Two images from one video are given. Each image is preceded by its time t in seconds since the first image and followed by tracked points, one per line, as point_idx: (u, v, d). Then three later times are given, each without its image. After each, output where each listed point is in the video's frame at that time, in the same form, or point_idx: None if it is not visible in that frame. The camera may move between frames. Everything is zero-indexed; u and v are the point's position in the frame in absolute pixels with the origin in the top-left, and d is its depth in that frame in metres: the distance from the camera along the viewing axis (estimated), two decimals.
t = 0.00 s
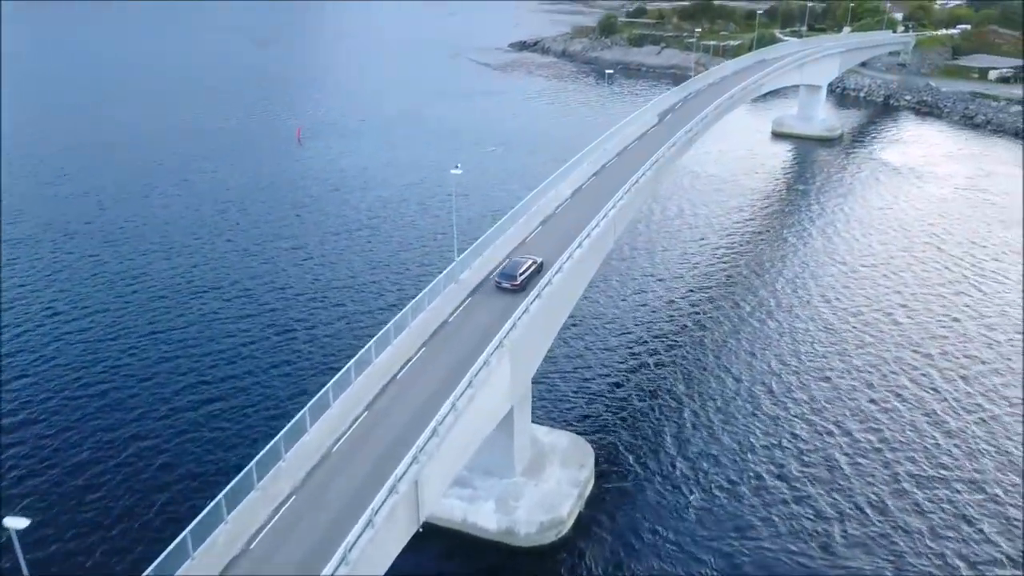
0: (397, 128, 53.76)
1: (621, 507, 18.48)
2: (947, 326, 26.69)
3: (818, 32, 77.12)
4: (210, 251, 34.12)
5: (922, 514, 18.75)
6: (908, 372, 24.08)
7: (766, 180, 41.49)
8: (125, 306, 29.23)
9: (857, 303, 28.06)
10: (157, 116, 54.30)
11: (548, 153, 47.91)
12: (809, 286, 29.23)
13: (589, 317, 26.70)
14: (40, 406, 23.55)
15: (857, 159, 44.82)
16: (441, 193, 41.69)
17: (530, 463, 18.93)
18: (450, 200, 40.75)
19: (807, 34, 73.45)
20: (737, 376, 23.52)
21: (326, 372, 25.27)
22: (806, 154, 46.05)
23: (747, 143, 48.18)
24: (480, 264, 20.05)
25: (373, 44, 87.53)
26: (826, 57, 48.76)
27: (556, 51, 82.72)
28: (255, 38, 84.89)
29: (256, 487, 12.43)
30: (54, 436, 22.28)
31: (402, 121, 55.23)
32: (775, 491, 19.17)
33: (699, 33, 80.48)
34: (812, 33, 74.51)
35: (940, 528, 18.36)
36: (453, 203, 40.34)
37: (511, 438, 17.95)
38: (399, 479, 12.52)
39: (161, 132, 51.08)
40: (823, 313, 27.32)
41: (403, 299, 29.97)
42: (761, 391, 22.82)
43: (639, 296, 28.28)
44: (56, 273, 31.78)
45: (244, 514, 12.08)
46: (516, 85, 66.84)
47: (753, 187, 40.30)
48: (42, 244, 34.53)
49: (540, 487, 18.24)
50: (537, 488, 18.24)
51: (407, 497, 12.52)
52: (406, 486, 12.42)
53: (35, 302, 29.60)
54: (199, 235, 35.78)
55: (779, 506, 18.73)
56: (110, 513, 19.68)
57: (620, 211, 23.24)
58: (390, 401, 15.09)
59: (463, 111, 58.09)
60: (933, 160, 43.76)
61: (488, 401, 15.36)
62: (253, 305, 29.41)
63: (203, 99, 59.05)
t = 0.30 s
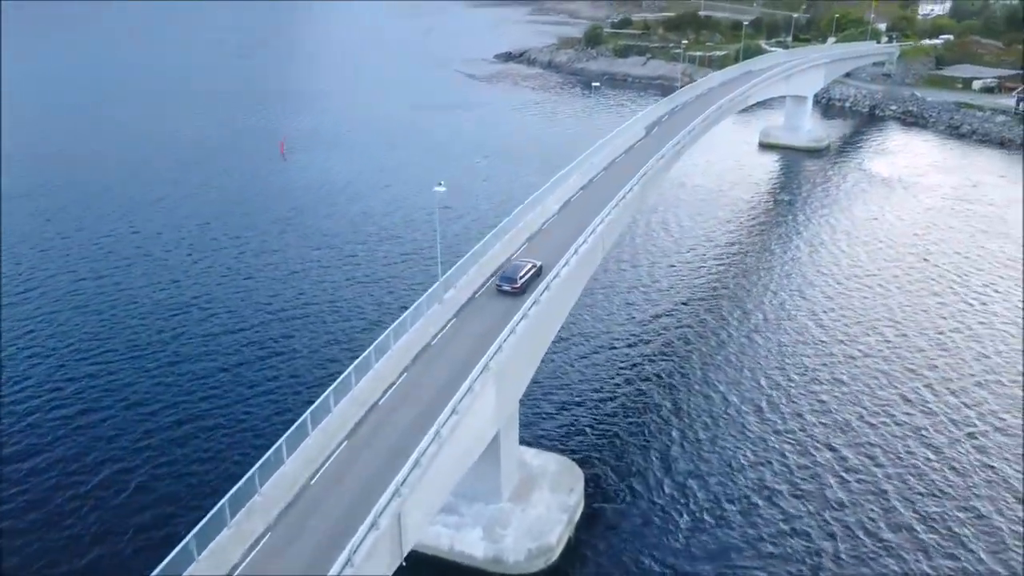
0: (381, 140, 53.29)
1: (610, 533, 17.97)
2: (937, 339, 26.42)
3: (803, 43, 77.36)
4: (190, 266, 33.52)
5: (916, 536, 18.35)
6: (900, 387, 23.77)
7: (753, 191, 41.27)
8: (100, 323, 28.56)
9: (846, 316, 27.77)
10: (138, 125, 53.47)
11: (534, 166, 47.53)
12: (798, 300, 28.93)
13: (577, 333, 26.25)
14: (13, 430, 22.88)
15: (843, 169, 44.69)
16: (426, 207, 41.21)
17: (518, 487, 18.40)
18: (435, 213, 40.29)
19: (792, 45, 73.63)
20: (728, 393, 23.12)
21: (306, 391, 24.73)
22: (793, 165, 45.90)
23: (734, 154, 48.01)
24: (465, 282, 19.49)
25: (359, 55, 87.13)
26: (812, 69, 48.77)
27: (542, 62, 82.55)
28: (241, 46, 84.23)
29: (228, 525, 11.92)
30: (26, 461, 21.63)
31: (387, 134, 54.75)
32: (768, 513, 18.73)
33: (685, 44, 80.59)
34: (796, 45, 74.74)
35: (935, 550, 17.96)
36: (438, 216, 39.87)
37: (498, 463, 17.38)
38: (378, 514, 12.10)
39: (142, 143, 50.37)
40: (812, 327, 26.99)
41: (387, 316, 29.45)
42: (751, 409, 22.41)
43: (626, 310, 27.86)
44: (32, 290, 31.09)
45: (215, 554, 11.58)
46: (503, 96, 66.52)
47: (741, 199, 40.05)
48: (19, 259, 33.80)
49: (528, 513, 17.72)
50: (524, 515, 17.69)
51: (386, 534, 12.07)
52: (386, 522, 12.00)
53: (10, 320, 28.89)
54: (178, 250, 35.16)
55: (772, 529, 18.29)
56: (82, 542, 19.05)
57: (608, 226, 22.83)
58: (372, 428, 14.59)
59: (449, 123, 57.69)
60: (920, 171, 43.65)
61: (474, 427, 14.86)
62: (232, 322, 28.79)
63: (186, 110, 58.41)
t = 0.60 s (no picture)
0: (366, 150, 52.77)
1: (597, 557, 17.47)
2: (928, 351, 26.15)
3: (789, 52, 77.48)
4: (168, 280, 32.87)
5: (910, 556, 17.93)
6: (891, 401, 23.44)
7: (740, 201, 40.99)
8: (75, 340, 27.90)
9: (836, 329, 27.48)
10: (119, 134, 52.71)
11: (520, 176, 47.13)
12: (787, 312, 28.63)
13: (563, 349, 25.79)
14: None
15: (830, 179, 44.50)
16: (411, 218, 40.71)
17: (506, 511, 17.86)
18: (420, 225, 39.81)
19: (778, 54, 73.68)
20: (718, 409, 22.71)
21: (286, 410, 24.14)
22: (780, 175, 45.67)
23: (721, 163, 47.78)
24: (450, 299, 18.94)
25: (345, 65, 86.55)
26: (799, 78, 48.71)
27: (528, 72, 82.20)
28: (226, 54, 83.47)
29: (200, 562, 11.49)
30: None
31: (372, 144, 54.24)
32: (759, 534, 18.29)
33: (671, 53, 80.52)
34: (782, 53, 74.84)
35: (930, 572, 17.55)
36: (423, 228, 39.38)
37: (485, 487, 16.83)
38: (360, 550, 11.80)
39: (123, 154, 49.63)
40: (801, 339, 26.68)
41: (370, 331, 28.91)
42: (742, 425, 22.00)
43: (613, 324, 27.46)
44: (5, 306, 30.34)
45: None
46: (489, 106, 66.14)
47: (728, 209, 39.74)
48: None
49: (516, 538, 17.17)
50: (513, 539, 17.14)
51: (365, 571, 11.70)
52: (366, 559, 11.67)
53: None
54: (157, 264, 34.51)
55: (763, 551, 17.85)
56: (51, 570, 18.40)
57: (595, 241, 22.38)
58: (354, 456, 14.12)
59: (435, 133, 57.24)
60: (908, 181, 43.49)
61: (461, 453, 14.37)
62: (212, 338, 28.19)
63: (169, 120, 57.66)
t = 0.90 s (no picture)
0: (351, 160, 52.23)
1: None
2: (919, 364, 25.87)
3: (776, 60, 77.54)
4: (147, 294, 32.24)
5: None
6: (883, 415, 23.10)
7: (728, 211, 40.77)
8: (52, 356, 27.37)
9: (826, 340, 27.18)
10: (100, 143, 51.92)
11: (507, 185, 46.72)
12: (776, 323, 28.30)
13: (550, 364, 25.32)
14: None
15: (818, 187, 44.34)
16: (396, 229, 40.19)
17: (494, 536, 17.35)
18: (405, 235, 39.30)
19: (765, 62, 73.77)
20: (708, 425, 22.26)
21: (266, 430, 23.60)
22: (768, 184, 45.50)
23: (709, 172, 47.55)
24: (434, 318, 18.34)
25: (332, 74, 86.11)
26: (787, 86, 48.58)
27: (515, 80, 81.94)
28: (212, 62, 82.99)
29: None
30: None
31: (358, 154, 53.71)
32: (750, 555, 17.86)
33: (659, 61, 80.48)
34: (769, 61, 74.86)
35: None
36: (409, 238, 38.87)
37: (471, 513, 16.30)
38: None
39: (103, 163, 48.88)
40: (791, 352, 26.33)
41: (353, 345, 28.38)
42: (733, 443, 21.56)
43: (601, 338, 27.01)
44: None
45: None
46: (476, 115, 65.75)
47: (716, 219, 39.50)
48: None
49: (504, 564, 16.66)
50: (502, 565, 16.64)
51: None
52: None
53: None
54: (135, 276, 33.86)
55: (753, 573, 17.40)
56: None
57: (583, 257, 21.89)
58: (335, 486, 13.63)
59: (421, 143, 56.73)
60: (896, 189, 43.31)
61: (447, 479, 13.92)
62: (190, 355, 27.58)
63: (152, 130, 56.90)
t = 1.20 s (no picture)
0: (336, 170, 51.58)
1: None
2: (908, 375, 25.55)
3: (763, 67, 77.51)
4: (123, 307, 31.55)
5: None
6: (873, 429, 22.73)
7: (717, 220, 40.43)
8: (28, 372, 26.73)
9: (814, 352, 26.82)
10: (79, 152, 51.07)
11: (494, 195, 46.24)
12: (765, 335, 27.94)
13: (535, 378, 24.88)
14: None
15: (806, 195, 44.10)
16: (381, 239, 39.61)
17: (482, 560, 16.83)
18: (389, 245, 38.73)
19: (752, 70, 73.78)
20: (699, 442, 21.79)
21: (243, 450, 23.01)
22: (756, 191, 45.25)
23: (697, 181, 47.25)
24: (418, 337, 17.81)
25: (319, 82, 85.60)
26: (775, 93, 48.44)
27: (503, 87, 81.60)
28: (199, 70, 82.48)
29: None
30: None
31: (343, 163, 53.14)
32: None
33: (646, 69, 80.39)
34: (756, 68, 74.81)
35: None
36: (393, 248, 38.26)
37: (458, 538, 15.77)
38: None
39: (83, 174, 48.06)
40: (779, 364, 25.97)
41: (335, 359, 27.79)
42: (723, 460, 21.09)
43: (585, 350, 26.58)
44: None
45: None
46: (463, 123, 65.28)
47: (704, 228, 39.17)
48: None
49: None
50: None
51: None
52: None
53: None
54: (115, 288, 33.22)
55: None
56: None
57: (570, 272, 21.38)
58: (316, 514, 13.09)
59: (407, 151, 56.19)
60: (885, 197, 43.08)
61: (433, 505, 13.43)
62: (167, 371, 26.92)
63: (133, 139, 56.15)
